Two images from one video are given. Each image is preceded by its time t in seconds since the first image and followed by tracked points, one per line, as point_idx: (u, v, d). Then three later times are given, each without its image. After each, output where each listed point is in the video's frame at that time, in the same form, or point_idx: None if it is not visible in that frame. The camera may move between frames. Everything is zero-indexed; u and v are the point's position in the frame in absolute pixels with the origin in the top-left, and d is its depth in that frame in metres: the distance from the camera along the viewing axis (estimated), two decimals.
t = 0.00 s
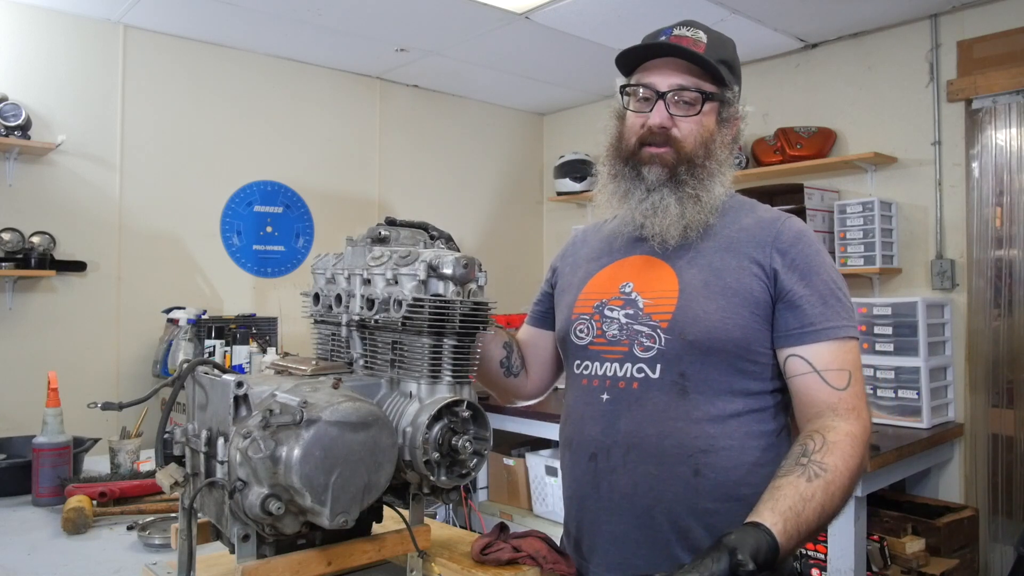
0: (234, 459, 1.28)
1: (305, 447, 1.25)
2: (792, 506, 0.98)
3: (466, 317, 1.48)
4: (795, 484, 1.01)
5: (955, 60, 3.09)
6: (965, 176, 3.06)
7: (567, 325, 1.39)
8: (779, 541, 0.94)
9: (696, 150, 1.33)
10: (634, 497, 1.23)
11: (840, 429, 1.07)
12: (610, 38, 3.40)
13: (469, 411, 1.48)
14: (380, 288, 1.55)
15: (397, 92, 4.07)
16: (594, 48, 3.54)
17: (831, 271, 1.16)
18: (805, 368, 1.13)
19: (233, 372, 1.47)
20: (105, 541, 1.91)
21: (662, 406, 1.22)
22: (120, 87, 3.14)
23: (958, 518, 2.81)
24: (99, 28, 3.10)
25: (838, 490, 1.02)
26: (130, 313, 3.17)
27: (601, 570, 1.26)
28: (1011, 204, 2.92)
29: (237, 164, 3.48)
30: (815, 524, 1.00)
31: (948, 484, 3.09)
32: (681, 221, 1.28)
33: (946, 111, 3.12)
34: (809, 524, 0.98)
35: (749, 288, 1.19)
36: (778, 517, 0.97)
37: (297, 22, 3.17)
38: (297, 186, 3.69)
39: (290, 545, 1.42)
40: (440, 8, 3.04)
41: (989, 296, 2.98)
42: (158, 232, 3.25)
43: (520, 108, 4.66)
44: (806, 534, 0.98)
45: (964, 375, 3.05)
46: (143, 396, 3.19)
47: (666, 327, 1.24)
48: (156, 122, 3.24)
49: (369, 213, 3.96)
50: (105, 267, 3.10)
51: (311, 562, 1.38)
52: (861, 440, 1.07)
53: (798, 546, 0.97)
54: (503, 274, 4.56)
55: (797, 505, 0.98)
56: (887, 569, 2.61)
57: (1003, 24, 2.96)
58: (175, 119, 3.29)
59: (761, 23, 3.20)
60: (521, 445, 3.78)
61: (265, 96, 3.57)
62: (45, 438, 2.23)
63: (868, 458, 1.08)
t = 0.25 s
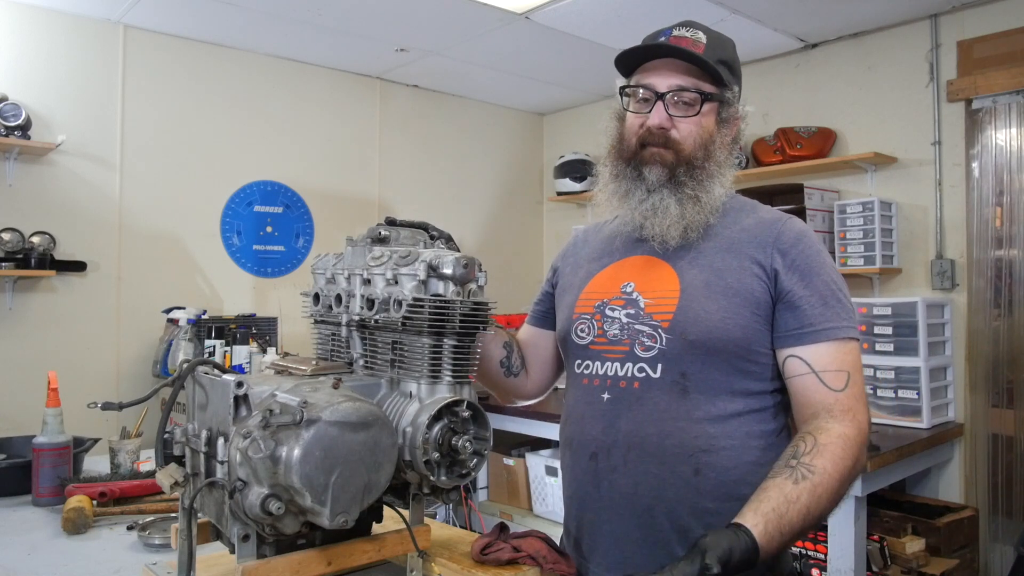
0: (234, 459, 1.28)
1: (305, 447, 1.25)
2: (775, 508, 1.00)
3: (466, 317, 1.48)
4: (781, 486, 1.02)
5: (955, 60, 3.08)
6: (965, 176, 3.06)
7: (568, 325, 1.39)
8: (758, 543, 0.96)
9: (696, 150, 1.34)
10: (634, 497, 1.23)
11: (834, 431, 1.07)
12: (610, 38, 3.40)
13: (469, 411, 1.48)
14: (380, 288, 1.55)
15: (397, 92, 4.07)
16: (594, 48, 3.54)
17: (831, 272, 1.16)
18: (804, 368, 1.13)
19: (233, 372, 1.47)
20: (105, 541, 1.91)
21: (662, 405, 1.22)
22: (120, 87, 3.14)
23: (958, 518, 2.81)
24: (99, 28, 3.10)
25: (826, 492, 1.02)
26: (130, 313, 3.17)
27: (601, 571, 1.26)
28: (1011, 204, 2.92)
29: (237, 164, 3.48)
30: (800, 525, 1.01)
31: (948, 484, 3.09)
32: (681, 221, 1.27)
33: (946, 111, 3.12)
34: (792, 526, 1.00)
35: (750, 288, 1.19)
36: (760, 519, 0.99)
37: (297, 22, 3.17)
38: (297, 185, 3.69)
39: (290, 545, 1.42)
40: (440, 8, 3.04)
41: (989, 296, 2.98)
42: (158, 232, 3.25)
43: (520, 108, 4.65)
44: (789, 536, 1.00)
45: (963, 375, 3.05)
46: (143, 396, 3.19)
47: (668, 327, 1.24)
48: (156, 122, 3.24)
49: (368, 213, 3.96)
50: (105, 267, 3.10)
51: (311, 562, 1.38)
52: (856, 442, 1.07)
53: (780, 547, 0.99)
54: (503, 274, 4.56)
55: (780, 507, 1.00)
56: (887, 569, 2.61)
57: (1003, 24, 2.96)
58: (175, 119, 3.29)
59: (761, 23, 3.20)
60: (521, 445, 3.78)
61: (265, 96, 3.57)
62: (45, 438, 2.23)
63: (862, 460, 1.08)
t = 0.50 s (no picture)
0: (234, 459, 1.28)
1: (305, 447, 1.25)
2: (785, 488, 0.97)
3: (466, 317, 1.48)
4: (789, 467, 0.99)
5: (955, 60, 3.09)
6: (965, 176, 3.06)
7: (570, 323, 1.39)
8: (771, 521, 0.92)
9: (687, 151, 1.34)
10: (635, 495, 1.23)
11: (837, 419, 1.06)
12: (610, 38, 3.40)
13: (469, 411, 1.48)
14: (380, 288, 1.55)
15: (397, 92, 4.07)
16: (594, 48, 3.54)
17: (831, 264, 1.16)
18: (802, 359, 1.13)
19: (233, 372, 1.47)
20: (105, 541, 1.91)
21: (664, 403, 1.22)
22: (120, 87, 3.14)
23: (957, 518, 2.81)
24: (99, 29, 3.10)
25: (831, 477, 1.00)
26: (130, 313, 3.17)
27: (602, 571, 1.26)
28: (1011, 204, 2.92)
29: (237, 164, 3.48)
30: (809, 508, 0.98)
31: (948, 484, 3.09)
32: (678, 225, 1.28)
33: (946, 111, 3.12)
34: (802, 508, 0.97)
35: (750, 282, 1.19)
36: (770, 497, 0.95)
37: (297, 22, 3.17)
38: (297, 185, 3.69)
39: (290, 545, 1.42)
40: (440, 8, 3.04)
41: (989, 296, 2.98)
42: (158, 232, 3.25)
43: (520, 108, 4.65)
44: (798, 517, 0.96)
45: (964, 375, 3.05)
46: (143, 396, 3.19)
47: (669, 324, 1.24)
48: (156, 122, 3.24)
49: (368, 212, 3.96)
50: (105, 267, 3.10)
51: (311, 562, 1.38)
52: (858, 432, 1.07)
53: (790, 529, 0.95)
54: (503, 274, 4.56)
55: (789, 487, 0.97)
56: (887, 569, 2.61)
57: (1003, 24, 2.96)
58: (175, 119, 3.29)
59: (761, 23, 3.20)
60: (520, 445, 3.78)
61: (265, 96, 3.57)
62: (45, 438, 2.23)
63: (863, 449, 1.07)
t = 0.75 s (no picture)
0: (234, 459, 1.28)
1: (305, 447, 1.25)
2: (776, 485, 0.99)
3: (466, 317, 1.48)
4: (784, 467, 1.01)
5: (955, 60, 3.09)
6: (965, 176, 3.06)
7: (570, 323, 1.39)
8: (758, 518, 0.94)
9: (682, 149, 1.34)
10: (636, 495, 1.23)
11: (835, 414, 1.07)
12: (610, 38, 3.40)
13: (469, 411, 1.48)
14: (380, 288, 1.55)
15: (397, 92, 4.07)
16: (594, 48, 3.54)
17: (829, 258, 1.16)
18: (806, 356, 1.12)
19: (233, 372, 1.47)
20: (105, 541, 1.91)
21: (664, 402, 1.22)
22: (120, 87, 3.14)
23: (958, 518, 2.81)
24: (99, 29, 3.10)
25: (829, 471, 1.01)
26: (130, 313, 3.17)
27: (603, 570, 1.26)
28: (1011, 204, 2.92)
29: (237, 164, 3.48)
30: (805, 506, 0.99)
31: (948, 484, 3.08)
32: (677, 225, 1.28)
33: (946, 111, 3.12)
34: (797, 506, 0.98)
35: (748, 279, 1.19)
36: (761, 495, 0.97)
37: (297, 22, 3.17)
38: (297, 185, 3.69)
39: (290, 545, 1.42)
40: (440, 8, 3.04)
41: (989, 296, 2.98)
42: (158, 232, 3.25)
43: (520, 108, 4.65)
44: (793, 515, 0.98)
45: (964, 375, 3.05)
46: (143, 396, 3.19)
47: (667, 323, 1.24)
48: (156, 121, 3.24)
49: (368, 212, 3.96)
50: (105, 267, 3.10)
51: (311, 562, 1.38)
52: (863, 426, 1.06)
53: (784, 528, 0.97)
54: (503, 274, 4.56)
55: (782, 485, 0.99)
56: (887, 569, 2.61)
57: (1003, 24, 2.96)
58: (175, 118, 3.29)
59: (761, 23, 3.20)
60: (520, 445, 3.78)
61: (265, 96, 3.57)
62: (45, 438, 2.23)
63: (869, 444, 1.06)
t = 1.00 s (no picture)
0: (234, 459, 1.28)
1: (305, 447, 1.25)
2: (771, 493, 1.00)
3: (466, 317, 1.48)
4: (778, 473, 1.02)
5: (955, 60, 3.09)
6: (965, 176, 3.06)
7: (569, 324, 1.39)
8: (752, 527, 0.95)
9: (684, 148, 1.34)
10: (636, 496, 1.23)
11: (832, 421, 1.07)
12: (610, 38, 3.40)
13: (469, 411, 1.48)
14: (380, 288, 1.55)
15: (397, 92, 4.07)
16: (594, 48, 3.54)
17: (829, 264, 1.16)
18: (803, 362, 1.13)
19: (233, 372, 1.47)
20: (105, 541, 1.91)
21: (664, 403, 1.22)
22: (120, 87, 3.14)
23: (957, 518, 2.81)
24: (99, 29, 3.10)
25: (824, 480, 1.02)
26: (131, 313, 3.17)
27: (604, 569, 1.26)
28: (1011, 204, 2.92)
29: (237, 164, 3.48)
30: (797, 514, 1.00)
31: (948, 484, 3.09)
32: (677, 222, 1.28)
33: (946, 111, 3.12)
34: (789, 514, 0.99)
35: (748, 283, 1.19)
36: (754, 502, 0.98)
37: (297, 22, 3.17)
38: (297, 185, 3.69)
39: (290, 545, 1.42)
40: (440, 8, 3.04)
41: (989, 296, 2.98)
42: (158, 233, 3.25)
43: (520, 108, 4.65)
44: (786, 523, 0.99)
45: (963, 375, 3.05)
46: (143, 396, 3.19)
47: (667, 325, 1.24)
48: (156, 121, 3.24)
49: (368, 212, 3.96)
50: (105, 266, 3.10)
51: (311, 562, 1.38)
52: (855, 434, 1.07)
53: (775, 536, 0.98)
54: (503, 274, 4.56)
55: (775, 491, 1.00)
56: (887, 569, 2.61)
57: (1003, 24, 2.96)
58: (175, 119, 3.29)
59: (761, 23, 3.20)
60: (520, 445, 3.78)
61: (265, 96, 3.57)
62: (45, 438, 2.23)
63: (862, 451, 1.07)
